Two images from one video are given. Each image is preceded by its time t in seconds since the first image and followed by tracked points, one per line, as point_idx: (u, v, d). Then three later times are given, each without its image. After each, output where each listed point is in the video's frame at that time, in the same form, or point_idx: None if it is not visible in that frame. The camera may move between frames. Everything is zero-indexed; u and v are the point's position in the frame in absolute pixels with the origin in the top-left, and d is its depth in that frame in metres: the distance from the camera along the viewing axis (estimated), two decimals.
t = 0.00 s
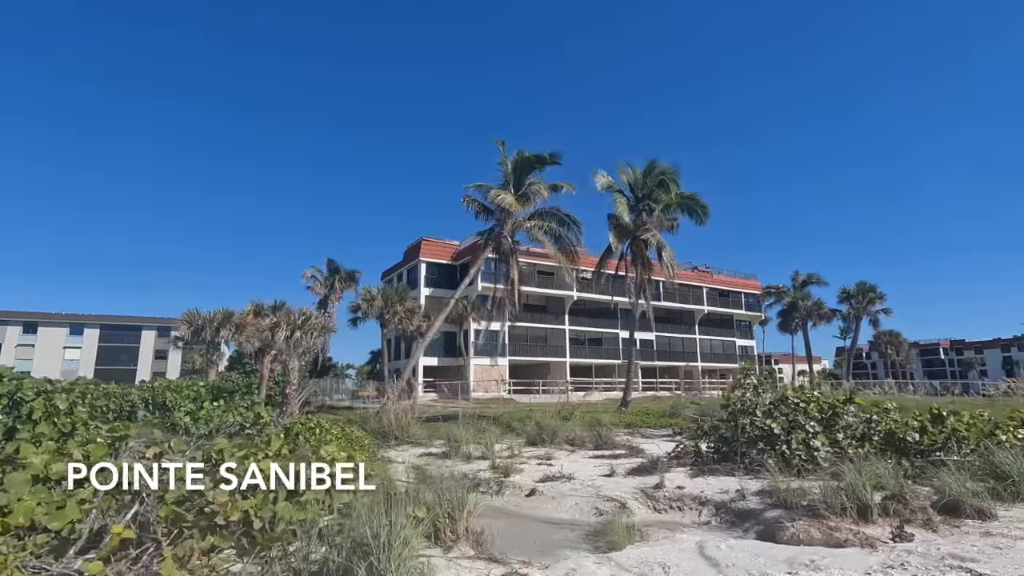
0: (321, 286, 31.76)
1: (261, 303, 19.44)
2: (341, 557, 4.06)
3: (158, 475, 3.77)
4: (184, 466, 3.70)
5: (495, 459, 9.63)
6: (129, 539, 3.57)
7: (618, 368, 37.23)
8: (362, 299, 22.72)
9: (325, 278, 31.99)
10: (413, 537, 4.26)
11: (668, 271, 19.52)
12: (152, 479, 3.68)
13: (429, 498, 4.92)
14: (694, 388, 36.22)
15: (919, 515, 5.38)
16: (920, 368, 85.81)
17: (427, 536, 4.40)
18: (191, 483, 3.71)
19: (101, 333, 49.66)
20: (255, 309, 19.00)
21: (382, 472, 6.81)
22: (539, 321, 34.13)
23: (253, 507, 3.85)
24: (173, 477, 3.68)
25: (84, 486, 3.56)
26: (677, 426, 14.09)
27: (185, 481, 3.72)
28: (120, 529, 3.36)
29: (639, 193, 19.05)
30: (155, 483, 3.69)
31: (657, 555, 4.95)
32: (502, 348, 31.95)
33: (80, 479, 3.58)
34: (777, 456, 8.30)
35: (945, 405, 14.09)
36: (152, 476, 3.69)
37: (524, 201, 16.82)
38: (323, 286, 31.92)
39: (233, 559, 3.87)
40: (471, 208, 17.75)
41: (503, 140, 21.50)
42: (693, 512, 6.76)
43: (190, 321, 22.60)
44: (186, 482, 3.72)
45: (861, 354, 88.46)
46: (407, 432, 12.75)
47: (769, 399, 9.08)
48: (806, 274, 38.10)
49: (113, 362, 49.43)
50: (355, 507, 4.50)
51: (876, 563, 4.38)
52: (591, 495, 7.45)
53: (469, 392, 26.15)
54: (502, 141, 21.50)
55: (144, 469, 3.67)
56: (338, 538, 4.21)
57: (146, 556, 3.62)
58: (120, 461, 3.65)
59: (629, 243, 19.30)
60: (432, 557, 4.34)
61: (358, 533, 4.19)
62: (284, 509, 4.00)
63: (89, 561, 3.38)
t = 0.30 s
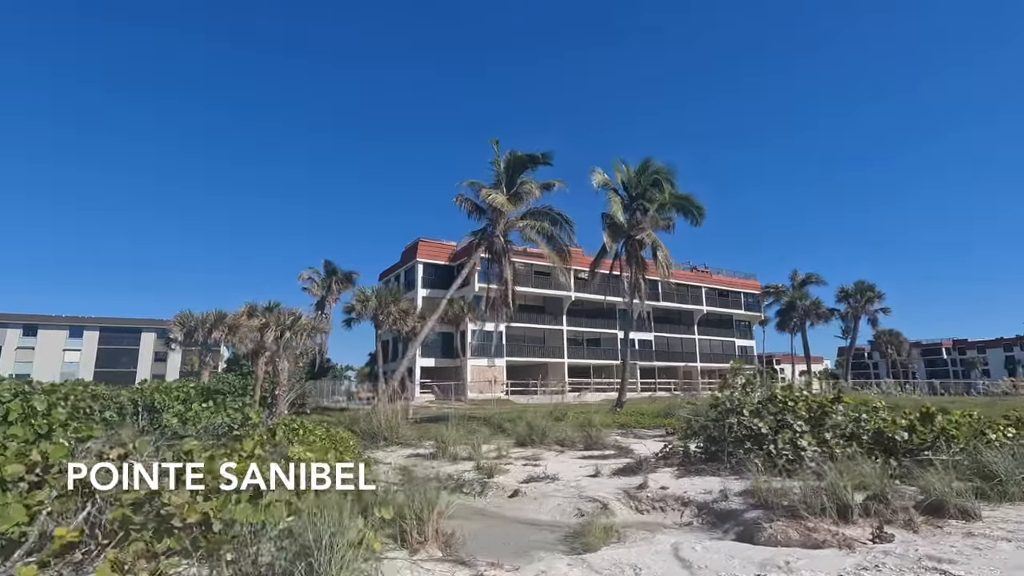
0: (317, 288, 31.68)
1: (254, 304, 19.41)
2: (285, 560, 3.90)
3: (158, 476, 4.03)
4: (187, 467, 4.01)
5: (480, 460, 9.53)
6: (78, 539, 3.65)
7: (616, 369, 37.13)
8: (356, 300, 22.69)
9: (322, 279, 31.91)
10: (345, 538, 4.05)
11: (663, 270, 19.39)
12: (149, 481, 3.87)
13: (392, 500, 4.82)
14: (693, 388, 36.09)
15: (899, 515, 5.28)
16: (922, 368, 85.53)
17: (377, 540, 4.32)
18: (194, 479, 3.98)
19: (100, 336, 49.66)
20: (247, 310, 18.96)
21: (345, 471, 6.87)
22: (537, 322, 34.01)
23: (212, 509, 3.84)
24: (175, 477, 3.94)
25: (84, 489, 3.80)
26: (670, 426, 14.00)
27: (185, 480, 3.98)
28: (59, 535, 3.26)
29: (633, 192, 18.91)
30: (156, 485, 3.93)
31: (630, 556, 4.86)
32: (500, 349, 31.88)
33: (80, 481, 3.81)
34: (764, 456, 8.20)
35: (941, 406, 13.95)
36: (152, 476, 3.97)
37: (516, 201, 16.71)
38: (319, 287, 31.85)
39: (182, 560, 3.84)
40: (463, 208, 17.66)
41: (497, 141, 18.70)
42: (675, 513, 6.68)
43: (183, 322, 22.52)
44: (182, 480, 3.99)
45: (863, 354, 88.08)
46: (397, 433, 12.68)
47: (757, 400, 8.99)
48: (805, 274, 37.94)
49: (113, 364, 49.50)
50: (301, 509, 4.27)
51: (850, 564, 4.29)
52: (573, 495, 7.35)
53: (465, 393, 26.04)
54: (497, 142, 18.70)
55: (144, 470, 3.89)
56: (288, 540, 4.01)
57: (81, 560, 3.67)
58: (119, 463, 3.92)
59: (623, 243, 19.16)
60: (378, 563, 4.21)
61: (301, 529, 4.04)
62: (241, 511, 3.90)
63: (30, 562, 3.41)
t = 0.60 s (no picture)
0: (314, 292, 31.58)
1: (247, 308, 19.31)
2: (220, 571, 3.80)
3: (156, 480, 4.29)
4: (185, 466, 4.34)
5: (464, 465, 9.41)
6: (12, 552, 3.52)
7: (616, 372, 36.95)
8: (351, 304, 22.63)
9: (319, 283, 31.81)
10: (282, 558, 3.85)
11: (658, 272, 19.25)
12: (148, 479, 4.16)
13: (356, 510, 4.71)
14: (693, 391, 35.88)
15: (878, 521, 5.15)
16: (926, 369, 84.94)
17: (333, 550, 4.19)
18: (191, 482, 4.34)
19: (100, 340, 49.74)
20: (239, 314, 18.87)
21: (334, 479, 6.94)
22: (536, 325, 33.86)
23: (163, 520, 3.95)
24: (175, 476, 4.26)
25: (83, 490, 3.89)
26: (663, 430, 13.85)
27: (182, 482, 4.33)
28: None
29: (627, 193, 18.74)
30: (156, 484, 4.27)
31: (601, 566, 4.74)
32: (498, 352, 31.76)
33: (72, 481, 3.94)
34: (750, 461, 8.05)
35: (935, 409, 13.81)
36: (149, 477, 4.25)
37: (507, 203, 16.61)
38: (316, 291, 31.75)
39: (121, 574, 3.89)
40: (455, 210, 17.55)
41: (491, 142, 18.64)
42: (656, 520, 6.54)
43: (175, 326, 22.42)
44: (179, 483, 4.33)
45: (866, 356, 87.57)
46: (386, 438, 12.57)
47: (745, 404, 8.86)
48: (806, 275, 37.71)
49: (114, 369, 49.59)
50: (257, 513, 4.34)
51: None
52: (554, 502, 7.21)
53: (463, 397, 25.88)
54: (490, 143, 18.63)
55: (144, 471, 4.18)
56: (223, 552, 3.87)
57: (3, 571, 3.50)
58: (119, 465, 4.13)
59: (617, 245, 19.03)
60: None
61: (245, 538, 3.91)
62: (187, 522, 3.93)
63: None
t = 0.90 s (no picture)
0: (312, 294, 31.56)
1: (240, 310, 19.26)
2: None
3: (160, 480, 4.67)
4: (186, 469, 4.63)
5: (447, 469, 9.37)
6: None
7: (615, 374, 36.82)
8: (345, 306, 22.63)
9: (317, 285, 31.79)
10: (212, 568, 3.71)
11: (652, 274, 19.16)
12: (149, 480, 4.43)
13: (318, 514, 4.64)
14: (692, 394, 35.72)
15: (853, 525, 5.05)
16: (931, 371, 84.35)
17: (288, 556, 4.12)
18: (191, 484, 4.66)
19: (102, 344, 49.87)
20: (232, 316, 18.83)
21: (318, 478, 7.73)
22: (533, 327, 33.76)
23: (120, 525, 3.91)
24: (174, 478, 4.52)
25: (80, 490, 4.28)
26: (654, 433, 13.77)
27: (185, 482, 4.68)
28: None
29: (621, 195, 18.66)
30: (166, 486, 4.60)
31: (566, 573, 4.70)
32: (495, 354, 31.71)
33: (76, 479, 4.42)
34: (733, 464, 7.97)
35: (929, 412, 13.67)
36: (151, 476, 4.63)
37: (499, 205, 16.59)
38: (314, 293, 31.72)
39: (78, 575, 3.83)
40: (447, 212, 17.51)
41: (486, 145, 18.02)
42: (634, 525, 6.44)
43: (167, 329, 22.36)
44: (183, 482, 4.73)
45: (868, 358, 87.11)
46: (374, 441, 12.52)
47: (731, 406, 8.75)
48: (805, 276, 37.50)
49: (115, 372, 49.73)
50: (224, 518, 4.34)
51: None
52: (532, 506, 7.14)
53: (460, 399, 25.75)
54: (486, 146, 18.03)
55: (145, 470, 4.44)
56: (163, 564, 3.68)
57: None
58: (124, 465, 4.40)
59: (610, 247, 18.95)
60: None
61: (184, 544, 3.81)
62: (138, 527, 3.89)
63: None
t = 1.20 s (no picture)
0: (313, 297, 31.62)
1: (236, 313, 19.32)
2: None
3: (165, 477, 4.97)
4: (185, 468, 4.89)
5: (436, 471, 9.35)
6: None
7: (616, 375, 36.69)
8: (343, 309, 22.68)
9: (317, 288, 31.85)
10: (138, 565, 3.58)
11: (649, 274, 19.05)
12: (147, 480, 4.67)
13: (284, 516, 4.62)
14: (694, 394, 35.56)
15: (831, 526, 4.97)
16: (938, 370, 83.60)
17: (252, 559, 4.12)
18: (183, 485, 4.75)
19: (107, 347, 50.18)
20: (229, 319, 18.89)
21: (320, 481, 8.07)
22: (534, 328, 33.69)
23: (82, 530, 3.89)
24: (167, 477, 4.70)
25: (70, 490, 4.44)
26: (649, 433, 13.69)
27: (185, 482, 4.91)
28: None
29: (617, 195, 18.60)
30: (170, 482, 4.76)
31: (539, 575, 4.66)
32: (496, 356, 31.69)
33: (71, 481, 4.62)
34: (720, 465, 7.89)
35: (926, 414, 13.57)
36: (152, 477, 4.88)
37: (494, 206, 16.54)
38: (315, 296, 31.79)
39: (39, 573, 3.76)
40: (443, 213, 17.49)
41: (481, 145, 17.96)
42: (616, 527, 6.38)
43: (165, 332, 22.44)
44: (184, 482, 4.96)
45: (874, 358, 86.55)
46: (367, 443, 12.52)
47: (720, 406, 8.66)
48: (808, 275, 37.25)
49: (121, 375, 50.06)
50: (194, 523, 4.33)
51: None
52: (515, 509, 7.10)
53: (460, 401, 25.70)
54: (481, 146, 17.96)
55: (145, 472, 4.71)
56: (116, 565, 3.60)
57: None
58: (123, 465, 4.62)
59: (607, 248, 18.86)
60: None
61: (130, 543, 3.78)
62: (99, 531, 3.85)
63: None
